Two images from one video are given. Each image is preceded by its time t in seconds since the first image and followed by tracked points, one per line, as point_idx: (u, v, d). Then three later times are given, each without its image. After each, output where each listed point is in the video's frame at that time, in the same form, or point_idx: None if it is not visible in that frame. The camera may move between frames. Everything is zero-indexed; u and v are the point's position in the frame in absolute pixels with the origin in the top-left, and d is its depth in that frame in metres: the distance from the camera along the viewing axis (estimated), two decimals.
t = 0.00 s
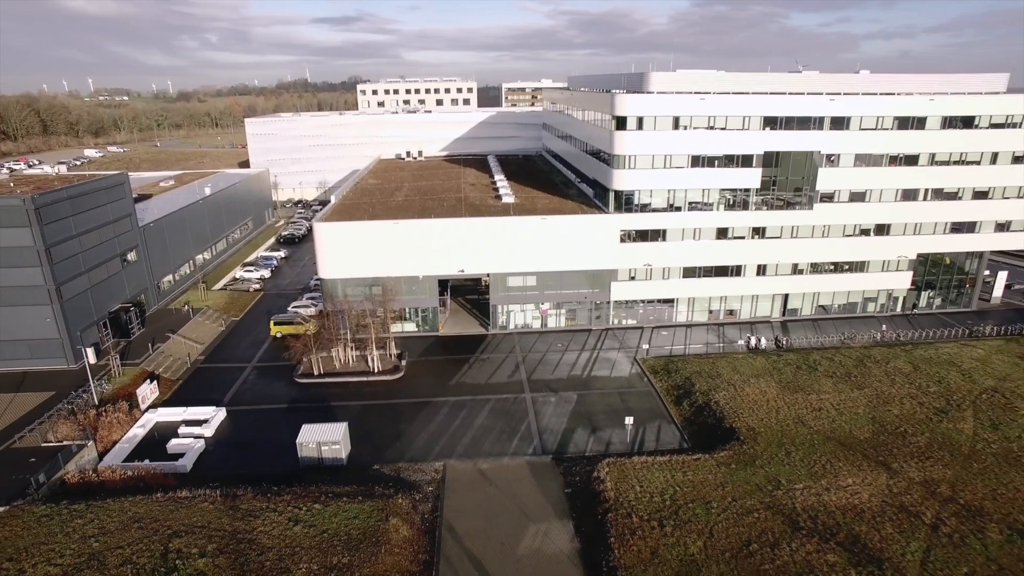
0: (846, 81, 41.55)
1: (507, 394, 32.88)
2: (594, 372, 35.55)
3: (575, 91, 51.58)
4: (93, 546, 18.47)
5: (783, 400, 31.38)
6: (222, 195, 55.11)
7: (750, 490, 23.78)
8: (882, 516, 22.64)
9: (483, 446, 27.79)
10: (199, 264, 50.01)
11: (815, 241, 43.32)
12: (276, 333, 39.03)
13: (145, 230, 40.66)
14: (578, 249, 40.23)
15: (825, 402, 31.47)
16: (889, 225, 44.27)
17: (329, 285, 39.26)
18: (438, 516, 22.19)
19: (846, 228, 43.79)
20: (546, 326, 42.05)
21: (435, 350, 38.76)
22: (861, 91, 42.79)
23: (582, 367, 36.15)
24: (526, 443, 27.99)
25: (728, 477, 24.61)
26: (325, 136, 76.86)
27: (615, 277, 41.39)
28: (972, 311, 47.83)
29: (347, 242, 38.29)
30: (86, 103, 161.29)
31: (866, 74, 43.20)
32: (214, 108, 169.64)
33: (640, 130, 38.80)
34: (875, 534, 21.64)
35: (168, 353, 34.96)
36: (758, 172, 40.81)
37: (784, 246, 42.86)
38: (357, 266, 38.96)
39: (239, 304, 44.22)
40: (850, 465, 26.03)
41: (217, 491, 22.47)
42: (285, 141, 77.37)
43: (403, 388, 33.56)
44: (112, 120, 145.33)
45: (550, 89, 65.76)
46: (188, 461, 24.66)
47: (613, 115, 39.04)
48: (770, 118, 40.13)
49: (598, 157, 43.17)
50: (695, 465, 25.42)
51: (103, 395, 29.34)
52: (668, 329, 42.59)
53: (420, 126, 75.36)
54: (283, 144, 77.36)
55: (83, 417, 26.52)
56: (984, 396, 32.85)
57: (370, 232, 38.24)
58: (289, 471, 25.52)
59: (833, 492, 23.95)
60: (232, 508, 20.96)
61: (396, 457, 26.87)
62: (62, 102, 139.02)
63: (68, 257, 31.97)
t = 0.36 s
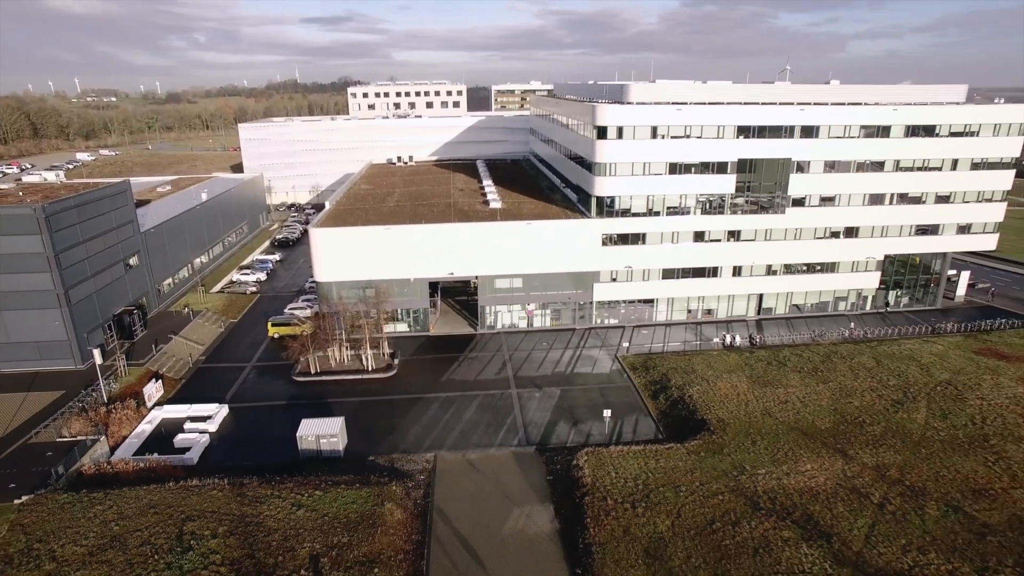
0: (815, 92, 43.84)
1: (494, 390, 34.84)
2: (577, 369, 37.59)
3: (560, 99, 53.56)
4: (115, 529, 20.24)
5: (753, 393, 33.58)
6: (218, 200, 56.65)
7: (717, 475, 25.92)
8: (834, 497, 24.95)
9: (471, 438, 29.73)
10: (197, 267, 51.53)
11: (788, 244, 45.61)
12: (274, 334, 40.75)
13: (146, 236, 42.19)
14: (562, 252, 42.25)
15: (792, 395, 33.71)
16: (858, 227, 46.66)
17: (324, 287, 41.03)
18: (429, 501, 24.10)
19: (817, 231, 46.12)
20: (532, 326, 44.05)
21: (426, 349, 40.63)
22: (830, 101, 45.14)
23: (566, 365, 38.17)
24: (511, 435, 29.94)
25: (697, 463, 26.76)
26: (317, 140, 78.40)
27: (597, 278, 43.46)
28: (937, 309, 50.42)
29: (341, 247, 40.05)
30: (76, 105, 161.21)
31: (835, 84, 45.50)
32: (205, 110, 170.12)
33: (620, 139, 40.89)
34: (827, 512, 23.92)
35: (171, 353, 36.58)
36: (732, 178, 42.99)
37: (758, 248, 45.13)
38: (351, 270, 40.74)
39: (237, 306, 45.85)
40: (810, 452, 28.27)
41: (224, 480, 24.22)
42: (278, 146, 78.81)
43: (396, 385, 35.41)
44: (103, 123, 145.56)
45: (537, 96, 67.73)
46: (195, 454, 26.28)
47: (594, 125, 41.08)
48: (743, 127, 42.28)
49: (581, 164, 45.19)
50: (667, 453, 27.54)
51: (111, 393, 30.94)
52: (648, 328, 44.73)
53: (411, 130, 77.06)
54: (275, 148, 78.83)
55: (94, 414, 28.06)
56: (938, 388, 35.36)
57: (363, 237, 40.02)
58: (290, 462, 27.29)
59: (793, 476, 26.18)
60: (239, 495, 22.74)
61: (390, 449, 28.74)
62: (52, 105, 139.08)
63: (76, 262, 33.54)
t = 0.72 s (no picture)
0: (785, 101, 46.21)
1: (481, 386, 36.78)
2: (560, 366, 39.63)
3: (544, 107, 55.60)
4: (129, 515, 21.98)
5: (723, 387, 35.85)
6: (211, 205, 58.11)
7: (686, 462, 28.10)
8: (792, 480, 27.22)
9: (459, 431, 31.68)
10: (193, 271, 53.02)
11: (761, 246, 47.97)
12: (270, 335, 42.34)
13: (144, 241, 43.67)
14: (545, 255, 44.29)
15: (760, 389, 36.02)
16: (827, 230, 49.12)
17: (317, 290, 42.77)
18: (419, 487, 26.02)
19: (788, 233, 48.54)
20: (517, 325, 46.06)
21: (416, 348, 42.49)
22: (799, 110, 47.59)
23: (549, 362, 40.20)
24: (496, 428, 31.92)
25: (667, 452, 28.93)
26: (308, 145, 79.87)
27: (579, 280, 45.56)
28: (903, 307, 53.07)
29: (333, 251, 41.79)
30: (63, 107, 160.70)
31: (804, 94, 47.92)
32: (194, 113, 170.26)
33: (599, 147, 43.00)
34: (784, 494, 26.18)
35: (171, 354, 38.16)
36: (707, 184, 45.22)
37: (732, 250, 47.47)
38: (343, 273, 42.48)
39: (232, 308, 47.41)
40: (773, 440, 30.56)
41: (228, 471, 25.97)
42: (269, 150, 80.17)
43: (387, 382, 37.25)
44: (91, 126, 145.36)
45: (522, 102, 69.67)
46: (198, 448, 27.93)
47: (575, 134, 43.20)
48: (716, 135, 44.55)
49: (563, 170, 47.26)
50: (640, 443, 29.68)
51: (115, 392, 32.51)
52: (628, 326, 46.89)
53: (400, 135, 78.75)
54: (267, 153, 80.23)
55: (101, 412, 29.63)
56: (896, 381, 37.86)
57: (355, 242, 41.80)
58: (288, 454, 29.02)
59: (755, 462, 28.40)
60: (242, 484, 24.52)
61: (382, 442, 30.59)
62: (40, 108, 138.82)
63: (80, 267, 35.07)
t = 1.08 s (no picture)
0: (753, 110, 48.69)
1: (464, 383, 38.74)
2: (540, 363, 41.71)
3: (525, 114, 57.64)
4: (135, 505, 23.68)
5: (692, 382, 38.17)
6: (202, 211, 59.49)
7: (655, 451, 30.29)
8: (752, 466, 29.51)
9: (443, 425, 33.62)
10: (185, 275, 54.42)
11: (732, 247, 50.40)
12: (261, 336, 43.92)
13: (138, 246, 45.07)
14: (526, 258, 46.38)
15: (727, 383, 38.38)
16: (795, 232, 51.69)
17: (307, 293, 44.46)
18: (407, 477, 27.94)
19: (757, 235, 51.00)
20: (500, 325, 48.08)
21: (402, 347, 44.33)
22: (767, 118, 50.04)
23: (531, 360, 42.27)
24: (478, 422, 33.91)
25: (638, 442, 31.11)
26: (295, 150, 81.18)
27: (558, 281, 47.69)
28: (868, 304, 55.84)
29: (322, 255, 43.48)
30: (46, 110, 159.65)
31: (771, 103, 50.44)
32: (179, 116, 169.94)
33: (576, 154, 45.18)
34: (744, 479, 28.47)
35: (166, 356, 39.68)
36: (679, 189, 47.53)
37: (704, 252, 49.86)
38: (331, 276, 44.20)
39: (224, 311, 48.89)
40: (736, 430, 32.89)
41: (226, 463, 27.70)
42: (257, 155, 81.37)
43: (375, 381, 39.08)
44: (75, 129, 144.73)
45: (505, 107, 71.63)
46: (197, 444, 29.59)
47: (553, 142, 45.34)
48: (688, 143, 46.89)
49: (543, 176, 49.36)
50: (612, 434, 31.83)
51: (115, 392, 34.01)
52: (606, 325, 49.12)
53: (386, 139, 80.36)
54: (255, 157, 81.41)
55: (102, 411, 31.17)
56: (854, 374, 40.43)
57: (343, 247, 43.54)
58: (282, 448, 30.78)
59: (718, 450, 30.68)
60: (241, 475, 26.31)
61: (371, 436, 32.45)
62: (22, 111, 138.02)
63: (78, 273, 36.50)
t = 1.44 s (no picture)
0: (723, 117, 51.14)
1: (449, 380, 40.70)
2: (522, 361, 43.77)
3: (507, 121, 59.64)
4: (140, 496, 25.40)
5: (665, 377, 40.49)
6: (192, 216, 60.80)
7: (627, 442, 32.49)
8: (716, 454, 31.80)
9: (429, 420, 35.55)
10: (176, 279, 55.76)
11: (705, 248, 52.82)
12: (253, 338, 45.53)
13: (132, 252, 46.43)
14: (508, 261, 48.43)
15: (697, 378, 40.74)
16: (765, 234, 54.22)
17: (297, 296, 46.14)
18: (395, 468, 29.85)
19: (729, 237, 53.47)
20: (483, 325, 50.08)
21: (390, 347, 46.15)
22: (737, 125, 52.51)
23: (513, 358, 44.33)
24: (462, 417, 35.87)
25: (611, 433, 33.32)
26: (283, 154, 82.46)
27: (539, 282, 49.80)
28: (835, 302, 58.60)
29: (311, 259, 45.18)
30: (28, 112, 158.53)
31: (741, 111, 52.93)
32: (164, 118, 169.53)
33: (555, 161, 47.35)
34: (708, 466, 30.74)
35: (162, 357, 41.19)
36: (653, 194, 49.85)
37: (678, 253, 52.22)
38: (321, 280, 45.90)
39: (216, 313, 50.37)
40: (703, 422, 35.18)
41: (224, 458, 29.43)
42: (245, 160, 82.55)
43: (364, 379, 40.89)
44: (59, 131, 144.03)
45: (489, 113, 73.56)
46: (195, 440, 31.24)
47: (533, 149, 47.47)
48: (661, 149, 49.24)
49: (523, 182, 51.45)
50: (587, 427, 33.99)
51: (114, 393, 35.52)
52: (585, 324, 51.32)
53: (372, 144, 81.92)
54: (242, 162, 82.59)
55: (103, 410, 32.71)
56: (817, 369, 43.00)
57: (331, 251, 45.28)
58: (276, 443, 32.54)
59: (686, 440, 32.95)
60: (239, 468, 28.09)
61: (360, 431, 34.31)
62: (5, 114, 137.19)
63: (75, 278, 37.87)
